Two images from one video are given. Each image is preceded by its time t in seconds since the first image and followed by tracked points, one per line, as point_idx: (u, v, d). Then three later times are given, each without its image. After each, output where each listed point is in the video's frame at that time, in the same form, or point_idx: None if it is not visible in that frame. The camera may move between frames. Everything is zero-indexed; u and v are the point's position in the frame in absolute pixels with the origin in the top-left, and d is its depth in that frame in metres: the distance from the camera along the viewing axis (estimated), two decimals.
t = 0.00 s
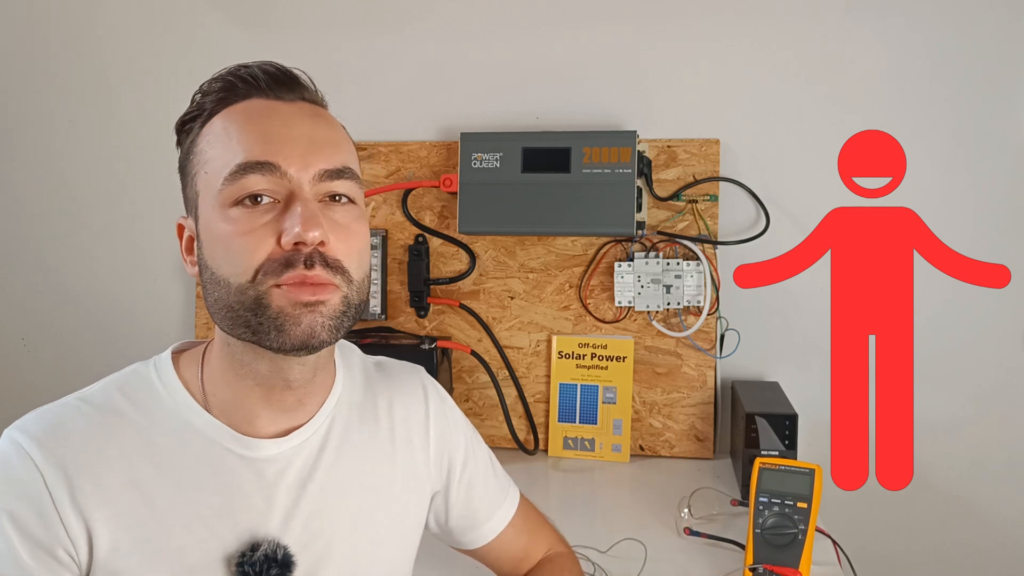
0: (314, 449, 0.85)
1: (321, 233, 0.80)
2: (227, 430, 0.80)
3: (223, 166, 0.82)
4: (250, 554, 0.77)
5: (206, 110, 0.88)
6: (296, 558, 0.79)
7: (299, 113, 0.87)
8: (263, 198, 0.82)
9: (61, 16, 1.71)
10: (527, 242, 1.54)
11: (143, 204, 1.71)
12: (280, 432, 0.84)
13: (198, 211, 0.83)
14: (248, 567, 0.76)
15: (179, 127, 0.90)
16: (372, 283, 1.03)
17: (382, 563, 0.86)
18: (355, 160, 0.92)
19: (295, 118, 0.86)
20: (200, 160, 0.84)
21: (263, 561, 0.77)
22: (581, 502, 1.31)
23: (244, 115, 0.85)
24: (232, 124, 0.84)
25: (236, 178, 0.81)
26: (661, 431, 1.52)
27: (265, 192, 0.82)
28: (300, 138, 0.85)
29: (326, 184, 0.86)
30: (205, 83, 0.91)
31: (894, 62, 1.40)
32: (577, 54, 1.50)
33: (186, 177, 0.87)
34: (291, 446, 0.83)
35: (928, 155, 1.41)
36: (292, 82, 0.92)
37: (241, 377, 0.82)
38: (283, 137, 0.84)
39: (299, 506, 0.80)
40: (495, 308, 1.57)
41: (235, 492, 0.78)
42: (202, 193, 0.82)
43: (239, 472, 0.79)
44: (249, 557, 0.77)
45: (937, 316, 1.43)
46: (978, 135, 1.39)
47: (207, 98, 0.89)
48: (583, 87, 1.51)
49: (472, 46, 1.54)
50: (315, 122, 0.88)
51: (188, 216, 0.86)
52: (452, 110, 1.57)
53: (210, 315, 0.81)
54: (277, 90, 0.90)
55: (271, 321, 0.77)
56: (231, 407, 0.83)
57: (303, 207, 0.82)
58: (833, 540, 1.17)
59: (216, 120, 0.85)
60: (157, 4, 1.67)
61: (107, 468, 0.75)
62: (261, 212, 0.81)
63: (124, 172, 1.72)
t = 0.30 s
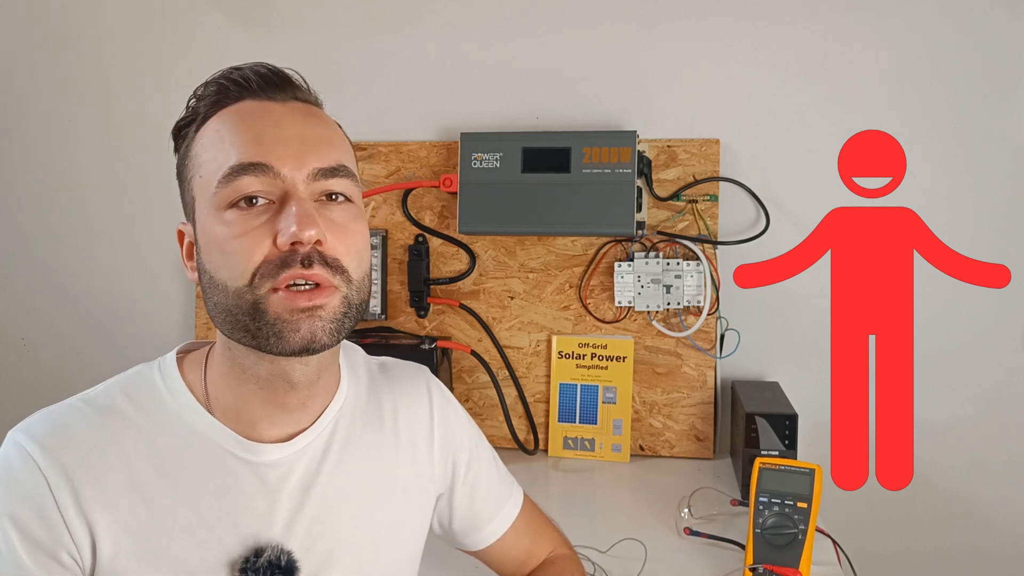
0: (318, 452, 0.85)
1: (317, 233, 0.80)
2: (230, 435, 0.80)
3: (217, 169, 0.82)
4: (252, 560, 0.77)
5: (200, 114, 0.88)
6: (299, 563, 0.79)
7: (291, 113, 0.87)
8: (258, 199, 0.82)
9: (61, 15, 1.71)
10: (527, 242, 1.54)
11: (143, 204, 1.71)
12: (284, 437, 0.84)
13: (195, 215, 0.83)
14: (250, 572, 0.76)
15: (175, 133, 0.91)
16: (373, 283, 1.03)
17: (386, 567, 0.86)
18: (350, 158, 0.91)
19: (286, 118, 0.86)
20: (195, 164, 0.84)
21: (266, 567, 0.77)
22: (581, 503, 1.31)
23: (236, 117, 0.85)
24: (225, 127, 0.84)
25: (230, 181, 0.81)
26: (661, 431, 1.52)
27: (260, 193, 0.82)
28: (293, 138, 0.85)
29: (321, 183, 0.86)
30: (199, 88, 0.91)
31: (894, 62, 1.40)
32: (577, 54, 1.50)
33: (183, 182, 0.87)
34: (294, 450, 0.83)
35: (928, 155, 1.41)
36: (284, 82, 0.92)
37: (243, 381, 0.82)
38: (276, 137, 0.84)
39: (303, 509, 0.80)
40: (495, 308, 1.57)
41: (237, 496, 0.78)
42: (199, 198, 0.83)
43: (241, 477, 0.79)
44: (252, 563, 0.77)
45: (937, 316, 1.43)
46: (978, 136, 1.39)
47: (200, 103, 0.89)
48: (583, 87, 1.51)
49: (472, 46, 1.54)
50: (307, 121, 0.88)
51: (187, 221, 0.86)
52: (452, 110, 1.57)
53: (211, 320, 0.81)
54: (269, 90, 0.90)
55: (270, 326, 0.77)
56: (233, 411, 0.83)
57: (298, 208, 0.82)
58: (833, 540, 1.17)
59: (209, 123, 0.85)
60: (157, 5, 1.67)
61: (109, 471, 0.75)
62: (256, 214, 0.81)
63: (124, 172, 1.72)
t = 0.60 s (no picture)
0: (319, 452, 0.85)
1: (323, 226, 0.80)
2: (231, 437, 0.80)
3: (222, 165, 0.82)
4: (254, 559, 0.77)
5: (204, 114, 0.88)
6: (301, 562, 0.79)
7: (295, 110, 0.88)
8: (264, 193, 0.82)
9: (61, 15, 1.71)
10: (527, 242, 1.54)
11: (143, 204, 1.71)
12: (284, 435, 0.84)
13: (199, 212, 0.83)
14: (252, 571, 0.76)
15: (178, 135, 0.91)
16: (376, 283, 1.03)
17: (389, 567, 0.86)
18: (354, 154, 0.92)
19: (291, 115, 0.87)
20: (200, 162, 0.84)
21: (267, 567, 0.77)
22: (581, 503, 1.31)
23: (241, 115, 0.85)
24: (230, 124, 0.84)
25: (236, 175, 0.81)
26: (661, 431, 1.52)
27: (265, 188, 0.82)
28: (298, 133, 0.85)
29: (326, 178, 0.86)
30: (203, 89, 0.92)
31: (893, 62, 1.40)
32: (577, 54, 1.51)
33: (187, 181, 0.87)
34: (294, 448, 0.83)
35: (928, 154, 1.41)
36: (288, 81, 0.92)
37: (246, 380, 0.82)
38: (281, 133, 0.84)
39: (305, 509, 0.80)
40: (495, 309, 1.57)
41: (237, 496, 0.78)
42: (204, 194, 0.82)
43: (241, 477, 0.79)
44: (253, 563, 0.77)
45: (937, 316, 1.43)
46: (978, 136, 1.39)
47: (204, 103, 0.89)
48: (583, 87, 1.51)
49: (472, 46, 1.54)
50: (311, 118, 0.88)
51: (191, 220, 0.86)
52: (452, 110, 1.57)
53: (216, 317, 0.80)
54: (274, 90, 0.90)
55: (276, 318, 0.76)
56: (235, 412, 0.83)
57: (304, 201, 0.82)
58: (833, 540, 1.17)
59: (213, 122, 0.86)
60: (157, 5, 1.67)
61: (109, 473, 0.75)
62: (262, 208, 0.81)
63: (124, 172, 1.72)
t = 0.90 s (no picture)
0: (319, 448, 0.85)
1: (335, 223, 0.81)
2: (230, 432, 0.80)
3: (234, 159, 0.82)
4: (254, 552, 0.77)
5: (216, 109, 0.88)
6: (302, 556, 0.79)
7: (309, 108, 0.88)
8: (276, 189, 0.82)
9: (60, 15, 1.71)
10: (527, 241, 1.54)
11: (143, 204, 1.71)
12: (286, 429, 0.84)
13: (209, 205, 0.83)
14: (253, 565, 0.76)
15: (187, 128, 0.90)
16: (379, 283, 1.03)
17: (389, 563, 0.86)
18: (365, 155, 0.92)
19: (305, 113, 0.87)
20: (211, 156, 0.84)
21: (268, 560, 0.77)
22: (581, 503, 1.31)
23: (255, 111, 0.85)
24: (243, 120, 0.84)
25: (249, 170, 0.81)
26: (661, 431, 1.52)
27: (277, 184, 0.82)
28: (311, 131, 0.85)
29: (338, 177, 0.86)
30: (214, 84, 0.91)
31: (893, 62, 1.40)
32: (577, 54, 1.51)
33: (196, 175, 0.87)
34: (295, 443, 0.83)
35: (928, 155, 1.41)
36: (301, 81, 0.92)
37: (248, 375, 0.83)
38: (295, 130, 0.84)
39: (306, 504, 0.81)
40: (495, 308, 1.57)
41: (237, 491, 0.78)
42: (214, 188, 0.82)
43: (242, 472, 0.79)
44: (254, 556, 0.77)
45: (937, 316, 1.43)
46: (978, 136, 1.39)
47: (215, 99, 0.89)
48: (583, 87, 1.51)
49: (472, 46, 1.54)
50: (325, 117, 0.88)
51: (198, 213, 0.86)
52: (453, 110, 1.57)
53: (222, 310, 0.80)
54: (287, 88, 0.90)
55: (286, 310, 0.76)
56: (237, 407, 0.83)
57: (317, 199, 0.82)
58: (833, 540, 1.17)
59: (225, 117, 0.85)
60: (157, 4, 1.67)
61: (108, 471, 0.75)
62: (274, 203, 0.81)
63: (124, 172, 1.72)
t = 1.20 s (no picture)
0: (316, 445, 0.85)
1: (335, 221, 0.81)
2: (226, 429, 0.80)
3: (238, 156, 0.82)
4: (250, 547, 0.77)
5: (221, 107, 0.88)
6: (297, 551, 0.79)
7: (314, 108, 0.88)
8: (278, 187, 0.82)
9: (60, 15, 1.71)
10: (527, 241, 1.54)
11: (143, 204, 1.71)
12: (283, 426, 0.84)
13: (211, 201, 0.83)
14: (248, 560, 0.76)
15: (192, 125, 0.90)
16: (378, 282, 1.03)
17: (386, 559, 0.86)
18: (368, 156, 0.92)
19: (310, 112, 0.87)
20: (214, 153, 0.84)
21: (263, 555, 0.77)
22: (581, 503, 1.31)
23: (260, 109, 0.85)
24: (249, 118, 0.84)
25: (252, 167, 0.81)
26: (661, 431, 1.52)
27: (280, 182, 0.82)
28: (316, 131, 0.85)
29: (340, 176, 0.86)
30: (219, 82, 0.91)
31: (893, 62, 1.40)
32: (577, 54, 1.51)
33: (199, 171, 0.87)
34: (291, 440, 0.83)
35: (928, 155, 1.41)
36: (307, 81, 0.92)
37: (245, 371, 0.83)
38: (299, 129, 0.84)
39: (302, 500, 0.81)
40: (495, 308, 1.57)
41: (234, 487, 0.78)
42: (217, 184, 0.82)
43: (238, 468, 0.79)
44: (249, 551, 0.77)
45: (937, 316, 1.43)
46: (978, 135, 1.39)
47: (221, 97, 0.89)
48: (583, 87, 1.51)
49: (472, 46, 1.55)
50: (329, 117, 0.88)
51: (200, 209, 0.86)
52: (453, 110, 1.57)
53: (221, 306, 0.80)
54: (293, 88, 0.91)
55: (284, 307, 0.76)
56: (234, 403, 0.83)
57: (319, 197, 0.82)
58: (833, 540, 1.17)
59: (230, 114, 0.86)
60: (157, 4, 1.67)
61: (106, 466, 0.75)
62: (275, 201, 0.81)
63: (124, 172, 1.72)
